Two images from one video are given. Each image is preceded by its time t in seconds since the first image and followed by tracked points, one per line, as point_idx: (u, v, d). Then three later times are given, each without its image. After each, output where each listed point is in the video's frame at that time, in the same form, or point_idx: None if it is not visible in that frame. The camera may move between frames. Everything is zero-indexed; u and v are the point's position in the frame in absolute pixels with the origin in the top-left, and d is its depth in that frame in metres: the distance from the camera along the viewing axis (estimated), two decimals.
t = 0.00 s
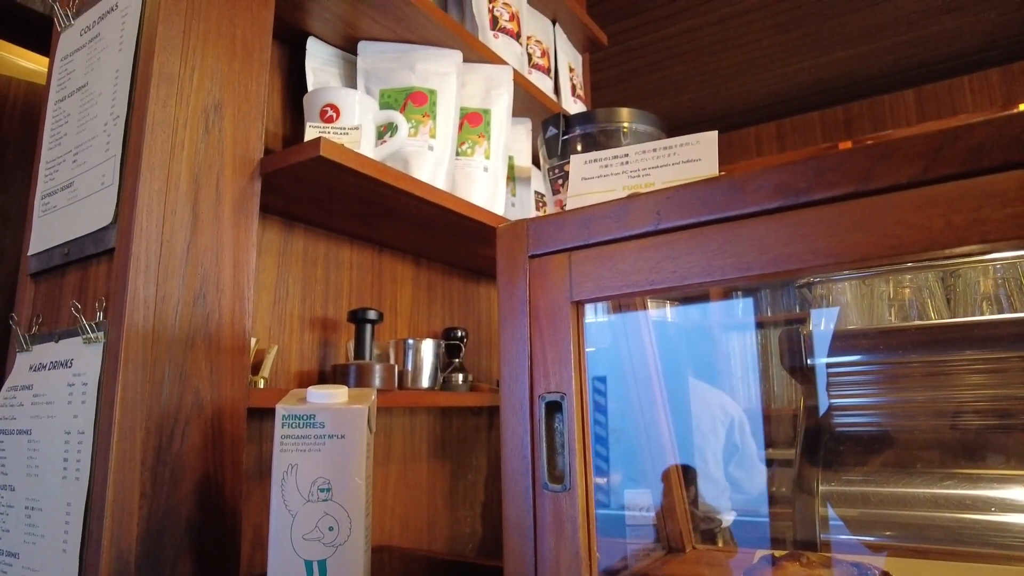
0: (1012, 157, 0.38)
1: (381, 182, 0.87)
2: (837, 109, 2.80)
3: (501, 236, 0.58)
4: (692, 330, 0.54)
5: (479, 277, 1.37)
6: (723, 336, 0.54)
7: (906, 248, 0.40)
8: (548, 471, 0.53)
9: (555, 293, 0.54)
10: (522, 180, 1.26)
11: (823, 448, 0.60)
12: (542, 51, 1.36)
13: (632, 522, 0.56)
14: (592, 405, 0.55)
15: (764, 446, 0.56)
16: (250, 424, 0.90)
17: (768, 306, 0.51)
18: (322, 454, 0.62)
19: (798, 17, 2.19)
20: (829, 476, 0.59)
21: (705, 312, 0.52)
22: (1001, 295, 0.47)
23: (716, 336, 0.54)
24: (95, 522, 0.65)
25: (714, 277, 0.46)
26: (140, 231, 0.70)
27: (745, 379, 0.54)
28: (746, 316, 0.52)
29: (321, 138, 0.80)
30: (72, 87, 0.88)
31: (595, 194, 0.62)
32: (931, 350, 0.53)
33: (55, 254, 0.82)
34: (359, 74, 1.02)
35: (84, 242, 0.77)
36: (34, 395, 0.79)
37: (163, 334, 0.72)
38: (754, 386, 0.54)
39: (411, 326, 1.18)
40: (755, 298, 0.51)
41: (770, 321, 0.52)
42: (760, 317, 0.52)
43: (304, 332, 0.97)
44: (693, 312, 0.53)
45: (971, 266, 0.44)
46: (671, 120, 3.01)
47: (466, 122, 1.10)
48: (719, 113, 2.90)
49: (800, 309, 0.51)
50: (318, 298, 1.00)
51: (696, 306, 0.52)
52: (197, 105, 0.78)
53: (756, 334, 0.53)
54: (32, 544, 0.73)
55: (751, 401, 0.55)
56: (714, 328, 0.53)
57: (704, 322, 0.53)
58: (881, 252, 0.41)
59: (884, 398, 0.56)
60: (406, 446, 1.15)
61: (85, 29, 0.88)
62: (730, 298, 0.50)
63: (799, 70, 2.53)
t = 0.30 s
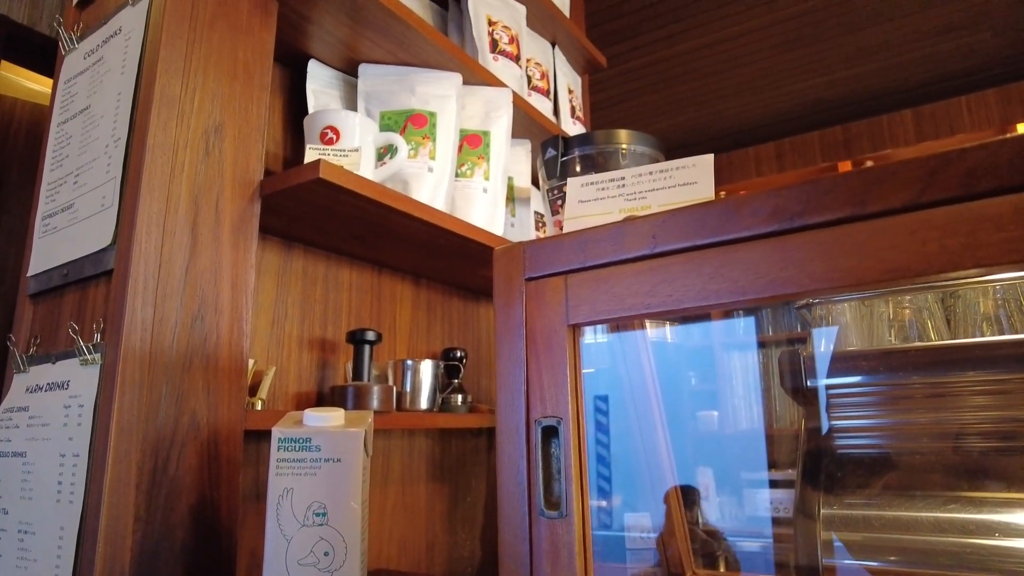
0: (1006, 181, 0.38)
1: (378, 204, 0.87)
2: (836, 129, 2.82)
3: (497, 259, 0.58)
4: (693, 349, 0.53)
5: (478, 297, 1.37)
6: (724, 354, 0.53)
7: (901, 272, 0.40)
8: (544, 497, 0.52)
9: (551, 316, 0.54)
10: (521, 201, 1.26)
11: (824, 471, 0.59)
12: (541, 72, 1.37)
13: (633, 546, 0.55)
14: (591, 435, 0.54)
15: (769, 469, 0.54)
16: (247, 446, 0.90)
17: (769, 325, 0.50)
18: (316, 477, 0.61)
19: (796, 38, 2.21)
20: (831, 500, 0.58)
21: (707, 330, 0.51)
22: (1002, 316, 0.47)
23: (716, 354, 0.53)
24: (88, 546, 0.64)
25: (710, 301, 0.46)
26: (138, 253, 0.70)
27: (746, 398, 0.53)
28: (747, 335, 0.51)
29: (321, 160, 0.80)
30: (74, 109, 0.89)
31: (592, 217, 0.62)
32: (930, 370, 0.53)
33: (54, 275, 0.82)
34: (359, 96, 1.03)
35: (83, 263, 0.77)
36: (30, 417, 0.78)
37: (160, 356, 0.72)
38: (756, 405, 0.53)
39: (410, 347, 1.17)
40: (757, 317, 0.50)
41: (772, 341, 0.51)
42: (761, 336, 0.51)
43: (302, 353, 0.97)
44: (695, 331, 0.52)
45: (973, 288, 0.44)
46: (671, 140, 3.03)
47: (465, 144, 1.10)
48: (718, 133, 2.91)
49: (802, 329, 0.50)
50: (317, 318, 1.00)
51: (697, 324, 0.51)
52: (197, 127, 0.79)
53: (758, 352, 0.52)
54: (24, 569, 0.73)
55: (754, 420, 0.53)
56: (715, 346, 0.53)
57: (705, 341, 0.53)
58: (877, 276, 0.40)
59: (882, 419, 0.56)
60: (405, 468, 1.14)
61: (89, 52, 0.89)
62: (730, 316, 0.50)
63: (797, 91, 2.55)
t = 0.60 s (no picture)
0: (998, 215, 0.38)
1: (379, 232, 0.88)
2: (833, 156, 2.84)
3: (497, 289, 0.58)
4: (693, 374, 0.53)
5: (478, 324, 1.37)
6: (724, 381, 0.52)
7: (897, 304, 0.40)
8: (544, 530, 0.52)
9: (551, 346, 0.54)
10: (521, 229, 1.27)
11: (826, 502, 0.58)
12: (541, 103, 1.39)
13: None
14: (593, 462, 0.54)
15: (770, 497, 0.53)
16: (246, 474, 0.89)
17: (771, 351, 0.49)
18: (315, 508, 0.61)
19: (792, 67, 2.25)
20: (834, 531, 0.57)
21: (708, 356, 0.51)
22: (1001, 344, 0.47)
23: (717, 381, 0.53)
24: None
25: (708, 333, 0.47)
26: (141, 281, 0.71)
27: (749, 425, 0.53)
28: (748, 360, 0.50)
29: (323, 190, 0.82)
30: (81, 139, 0.90)
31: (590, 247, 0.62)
32: (931, 399, 0.53)
33: (56, 302, 0.82)
34: (362, 126, 1.04)
35: (85, 291, 0.78)
36: (28, 446, 0.78)
37: (160, 384, 0.72)
38: (758, 433, 0.52)
39: (410, 374, 1.17)
40: (757, 343, 0.49)
41: (773, 366, 0.51)
42: (762, 362, 0.50)
43: (302, 380, 0.97)
44: (696, 357, 0.52)
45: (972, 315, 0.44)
46: (670, 168, 3.06)
47: (466, 173, 1.12)
48: (717, 160, 2.94)
49: (803, 354, 0.50)
50: (317, 346, 1.00)
51: (698, 350, 0.51)
52: (201, 158, 0.80)
53: (759, 378, 0.51)
54: None
55: (757, 447, 0.52)
56: (715, 373, 0.52)
57: (706, 367, 0.52)
58: (873, 308, 0.41)
59: (887, 448, 0.56)
60: (404, 497, 1.13)
61: (96, 84, 0.91)
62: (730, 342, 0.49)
63: (793, 119, 2.59)
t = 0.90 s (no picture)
0: (987, 251, 0.39)
1: (383, 264, 0.89)
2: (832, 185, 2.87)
3: (497, 321, 0.59)
4: (695, 403, 0.52)
5: (479, 352, 1.37)
6: (727, 410, 0.52)
7: (891, 339, 0.41)
8: (543, 565, 0.52)
9: (551, 379, 0.54)
10: (522, 258, 1.28)
11: (828, 532, 0.56)
12: (541, 134, 1.41)
13: None
14: (594, 494, 0.54)
15: (775, 528, 0.53)
16: (245, 506, 0.89)
17: (772, 379, 0.48)
18: (313, 540, 0.61)
19: (788, 98, 2.28)
20: (836, 564, 0.55)
21: (710, 385, 0.50)
22: (1000, 372, 0.46)
23: (719, 410, 0.52)
24: None
25: (705, 366, 0.47)
26: (144, 312, 0.72)
27: (752, 455, 0.52)
28: (751, 388, 0.49)
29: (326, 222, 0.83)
30: (88, 171, 0.91)
31: (589, 280, 0.63)
32: (934, 429, 0.54)
33: (59, 332, 0.83)
34: (365, 158, 1.06)
35: (89, 321, 0.78)
36: (28, 476, 0.78)
37: (161, 414, 0.72)
38: (761, 464, 0.53)
39: (410, 404, 1.17)
40: (759, 371, 0.48)
41: (775, 395, 0.50)
42: (764, 389, 0.49)
43: (302, 411, 0.97)
44: (698, 386, 0.51)
45: (967, 345, 0.43)
46: (669, 197, 3.08)
47: (467, 204, 1.13)
48: (716, 189, 2.97)
49: (804, 383, 0.49)
50: (318, 376, 1.00)
51: (700, 379, 0.50)
52: (206, 190, 0.81)
53: (761, 408, 0.51)
54: None
55: (759, 479, 0.53)
56: (718, 402, 0.51)
57: (708, 396, 0.51)
58: (867, 343, 0.41)
59: (890, 479, 0.56)
60: (403, 529, 1.12)
61: (104, 117, 0.93)
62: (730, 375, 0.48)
63: (790, 149, 2.62)
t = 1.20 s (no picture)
0: (983, 284, 0.39)
1: (386, 293, 0.90)
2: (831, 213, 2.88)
3: (498, 352, 0.59)
4: (697, 431, 0.52)
5: (481, 381, 1.37)
6: (731, 438, 0.52)
7: (890, 371, 0.41)
8: None
9: (552, 411, 0.54)
10: (523, 287, 1.29)
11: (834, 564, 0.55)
12: (542, 165, 1.43)
13: None
14: (597, 524, 0.54)
15: (780, 558, 0.52)
16: (244, 537, 0.88)
17: (776, 409, 0.49)
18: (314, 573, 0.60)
19: (786, 127, 2.31)
20: None
21: (713, 415, 0.50)
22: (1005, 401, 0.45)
23: (723, 438, 0.52)
24: None
25: (706, 398, 0.47)
26: (147, 342, 0.72)
27: (755, 483, 0.52)
28: (754, 418, 0.50)
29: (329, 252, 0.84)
30: (94, 202, 0.92)
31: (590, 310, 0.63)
32: (939, 459, 0.53)
33: (62, 362, 0.83)
34: (368, 189, 1.08)
35: (92, 351, 0.79)
36: (26, 507, 0.77)
37: (162, 445, 0.72)
38: (765, 493, 0.52)
39: (411, 434, 1.16)
40: (763, 403, 0.49)
41: (779, 424, 0.50)
42: (768, 419, 0.50)
43: (302, 441, 0.96)
44: (701, 415, 0.51)
45: (970, 375, 0.42)
46: (669, 225, 3.10)
47: (469, 234, 1.14)
48: (716, 217, 2.99)
49: (807, 411, 0.49)
50: (319, 405, 1.00)
51: (703, 410, 0.50)
52: (210, 220, 0.82)
53: (765, 436, 0.51)
54: None
55: (764, 507, 0.52)
56: (721, 430, 0.51)
57: (711, 424, 0.51)
58: (866, 375, 0.42)
59: (893, 510, 0.55)
60: (403, 562, 1.11)
61: (112, 149, 0.94)
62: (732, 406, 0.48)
63: (789, 177, 2.65)
